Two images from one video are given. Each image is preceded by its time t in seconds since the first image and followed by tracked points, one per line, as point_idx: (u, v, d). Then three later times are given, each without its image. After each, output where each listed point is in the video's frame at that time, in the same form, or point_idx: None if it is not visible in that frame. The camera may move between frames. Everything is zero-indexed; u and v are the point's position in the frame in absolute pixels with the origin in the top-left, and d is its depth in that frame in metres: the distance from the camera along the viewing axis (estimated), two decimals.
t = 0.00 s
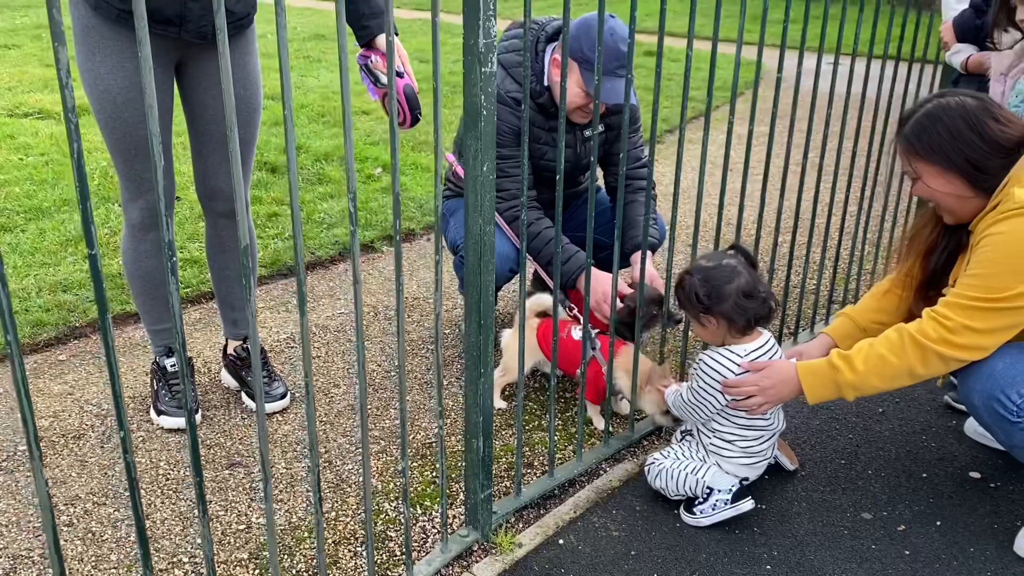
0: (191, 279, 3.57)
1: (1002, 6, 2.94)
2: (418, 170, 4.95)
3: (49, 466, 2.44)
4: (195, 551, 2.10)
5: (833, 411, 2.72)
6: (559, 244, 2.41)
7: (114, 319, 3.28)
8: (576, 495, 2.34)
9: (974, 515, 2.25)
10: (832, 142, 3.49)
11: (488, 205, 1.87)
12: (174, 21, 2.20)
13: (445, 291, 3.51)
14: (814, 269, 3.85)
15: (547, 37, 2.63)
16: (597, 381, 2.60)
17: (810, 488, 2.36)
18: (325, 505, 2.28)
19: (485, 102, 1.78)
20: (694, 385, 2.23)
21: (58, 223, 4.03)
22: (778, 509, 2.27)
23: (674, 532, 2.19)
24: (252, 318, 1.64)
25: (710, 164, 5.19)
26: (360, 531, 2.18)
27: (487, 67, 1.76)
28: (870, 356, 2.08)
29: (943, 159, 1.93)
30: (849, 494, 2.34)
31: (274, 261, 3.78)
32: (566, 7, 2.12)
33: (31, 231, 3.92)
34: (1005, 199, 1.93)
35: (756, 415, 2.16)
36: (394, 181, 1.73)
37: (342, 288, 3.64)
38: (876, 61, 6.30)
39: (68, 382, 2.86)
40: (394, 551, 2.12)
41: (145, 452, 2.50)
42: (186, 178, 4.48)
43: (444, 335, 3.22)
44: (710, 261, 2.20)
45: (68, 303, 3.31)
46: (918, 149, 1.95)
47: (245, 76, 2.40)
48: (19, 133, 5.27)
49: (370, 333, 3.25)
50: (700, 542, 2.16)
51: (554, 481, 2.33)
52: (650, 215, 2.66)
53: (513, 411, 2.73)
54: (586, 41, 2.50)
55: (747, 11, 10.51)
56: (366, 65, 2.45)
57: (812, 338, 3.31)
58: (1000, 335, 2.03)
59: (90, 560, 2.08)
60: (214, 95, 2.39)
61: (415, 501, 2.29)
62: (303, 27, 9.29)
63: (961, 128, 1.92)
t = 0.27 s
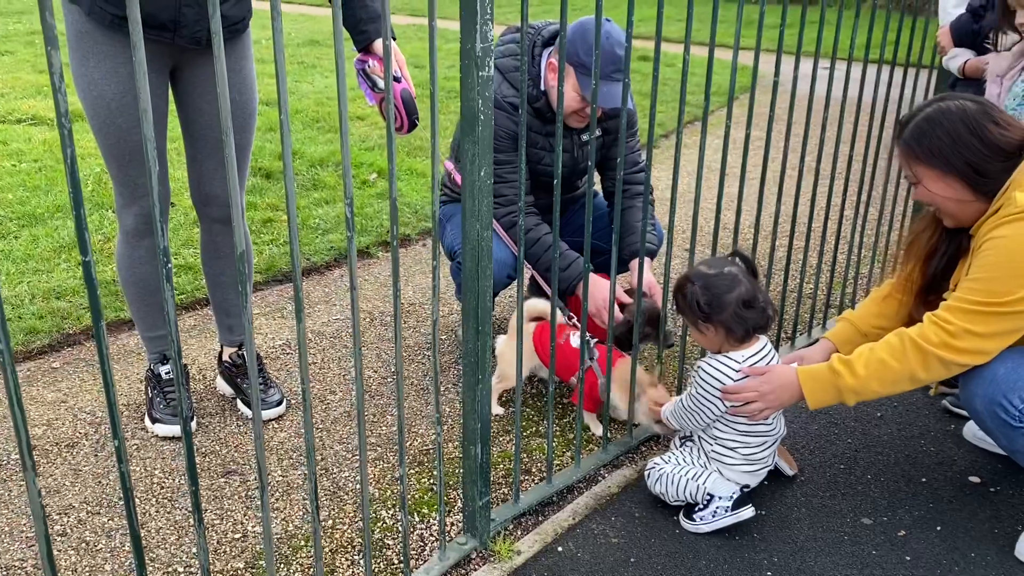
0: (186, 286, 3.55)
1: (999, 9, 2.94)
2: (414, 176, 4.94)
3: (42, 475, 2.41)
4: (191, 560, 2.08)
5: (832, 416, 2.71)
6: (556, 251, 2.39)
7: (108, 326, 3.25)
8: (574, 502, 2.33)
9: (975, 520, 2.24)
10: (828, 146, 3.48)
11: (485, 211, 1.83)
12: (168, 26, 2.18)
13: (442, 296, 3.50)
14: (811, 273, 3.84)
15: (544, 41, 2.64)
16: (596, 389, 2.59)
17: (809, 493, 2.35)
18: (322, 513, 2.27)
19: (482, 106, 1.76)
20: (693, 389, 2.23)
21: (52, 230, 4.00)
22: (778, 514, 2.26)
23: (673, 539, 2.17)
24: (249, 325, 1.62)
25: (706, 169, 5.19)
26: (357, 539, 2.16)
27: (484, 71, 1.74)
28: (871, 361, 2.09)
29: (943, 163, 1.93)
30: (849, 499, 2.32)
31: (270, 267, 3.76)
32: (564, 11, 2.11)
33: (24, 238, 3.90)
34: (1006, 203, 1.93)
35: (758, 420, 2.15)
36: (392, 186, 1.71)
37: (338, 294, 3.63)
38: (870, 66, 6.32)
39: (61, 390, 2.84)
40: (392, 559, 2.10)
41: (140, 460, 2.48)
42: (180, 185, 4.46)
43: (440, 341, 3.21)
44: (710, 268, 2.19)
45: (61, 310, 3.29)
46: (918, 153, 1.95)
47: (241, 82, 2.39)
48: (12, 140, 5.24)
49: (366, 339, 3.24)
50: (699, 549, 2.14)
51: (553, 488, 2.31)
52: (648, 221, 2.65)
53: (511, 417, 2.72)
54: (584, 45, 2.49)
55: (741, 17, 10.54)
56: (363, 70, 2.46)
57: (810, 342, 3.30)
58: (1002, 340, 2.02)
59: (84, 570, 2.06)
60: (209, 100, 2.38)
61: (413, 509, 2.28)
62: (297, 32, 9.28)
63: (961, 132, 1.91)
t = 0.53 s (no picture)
0: (185, 290, 3.52)
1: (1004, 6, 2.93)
2: (415, 180, 4.92)
3: (39, 481, 2.37)
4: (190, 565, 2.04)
5: (840, 418, 2.67)
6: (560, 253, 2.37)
7: (106, 331, 3.21)
8: (580, 505, 2.29)
9: (988, 521, 2.20)
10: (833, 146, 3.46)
11: (489, 206, 1.83)
12: (166, 24, 2.15)
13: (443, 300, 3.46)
14: (815, 275, 3.81)
15: (546, 41, 2.61)
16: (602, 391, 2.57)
17: (819, 496, 2.31)
18: (325, 517, 2.23)
19: (486, 100, 1.74)
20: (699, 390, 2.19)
21: (50, 235, 3.97)
22: (788, 517, 2.22)
23: (681, 542, 2.13)
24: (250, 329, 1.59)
25: (708, 172, 5.17)
26: (360, 544, 2.12)
27: (488, 65, 1.71)
28: (880, 361, 2.04)
29: (953, 156, 1.90)
30: (859, 501, 2.29)
31: (270, 270, 3.73)
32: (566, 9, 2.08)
33: (23, 243, 3.87)
34: (1018, 197, 1.89)
35: (768, 423, 2.12)
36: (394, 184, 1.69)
37: (339, 298, 3.59)
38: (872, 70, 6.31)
39: (59, 395, 2.80)
40: (396, 563, 2.06)
41: (138, 465, 2.44)
42: (180, 190, 4.44)
43: (443, 344, 3.17)
44: (712, 266, 2.17)
45: (59, 315, 3.25)
46: (926, 145, 1.93)
47: (240, 81, 2.36)
48: (10, 146, 5.22)
49: (368, 343, 3.20)
50: (708, 552, 2.10)
51: (558, 491, 2.27)
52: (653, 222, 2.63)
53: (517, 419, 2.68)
54: (587, 45, 2.46)
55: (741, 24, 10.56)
56: (364, 70, 2.41)
57: (816, 344, 3.27)
58: (1013, 338, 1.99)
59: None
60: (208, 100, 2.35)
61: (416, 513, 2.24)
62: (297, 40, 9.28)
63: (971, 124, 1.88)
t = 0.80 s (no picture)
0: (179, 283, 3.42)
1: None
2: (415, 180, 4.83)
3: (20, 468, 2.26)
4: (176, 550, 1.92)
5: (859, 402, 2.55)
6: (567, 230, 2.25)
7: (96, 323, 3.11)
8: (589, 490, 2.17)
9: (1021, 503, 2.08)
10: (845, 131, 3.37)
11: (490, 160, 1.70)
12: None
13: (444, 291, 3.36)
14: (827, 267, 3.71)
15: (549, 17, 2.52)
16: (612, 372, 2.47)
17: (841, 479, 2.19)
18: (319, 502, 2.11)
19: (487, 46, 1.64)
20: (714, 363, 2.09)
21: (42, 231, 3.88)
22: (809, 500, 2.10)
23: (697, 526, 2.01)
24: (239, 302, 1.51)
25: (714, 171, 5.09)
26: (357, 529, 2.00)
27: (489, 8, 1.60)
28: (905, 333, 1.93)
29: (977, 107, 1.81)
30: (883, 484, 2.17)
31: (266, 264, 3.63)
32: None
33: (13, 239, 3.77)
34: None
35: (788, 399, 2.00)
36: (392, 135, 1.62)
37: (337, 291, 3.49)
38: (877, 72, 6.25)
39: (44, 385, 2.69)
40: (394, 548, 1.94)
41: (125, 452, 2.32)
42: (176, 188, 4.35)
43: (444, 334, 3.06)
44: (730, 232, 2.05)
45: (48, 307, 3.15)
46: (950, 97, 1.84)
47: (233, 51, 2.27)
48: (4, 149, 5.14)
49: (366, 333, 3.10)
50: (726, 535, 1.98)
51: (566, 475, 2.15)
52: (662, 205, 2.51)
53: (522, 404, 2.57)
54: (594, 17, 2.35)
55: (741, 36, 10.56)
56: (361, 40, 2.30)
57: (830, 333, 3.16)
58: None
59: (60, 563, 1.90)
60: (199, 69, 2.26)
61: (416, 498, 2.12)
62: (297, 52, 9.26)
63: (997, 73, 1.79)
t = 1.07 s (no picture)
0: (166, 290, 3.29)
1: None
2: (412, 200, 4.75)
3: None
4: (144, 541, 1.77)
5: (879, 401, 2.41)
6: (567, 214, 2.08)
7: (77, 326, 2.97)
8: (595, 485, 2.01)
9: None
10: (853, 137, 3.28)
11: (489, 112, 1.56)
12: None
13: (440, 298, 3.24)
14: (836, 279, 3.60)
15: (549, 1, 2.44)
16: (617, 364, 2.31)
17: (865, 473, 2.04)
18: (302, 495, 1.95)
19: None
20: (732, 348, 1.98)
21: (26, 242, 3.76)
22: (832, 493, 1.95)
23: (712, 519, 1.86)
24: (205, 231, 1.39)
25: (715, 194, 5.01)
26: (343, 521, 1.85)
27: None
28: (940, 317, 1.76)
29: (1009, 55, 1.69)
30: (910, 479, 2.02)
31: (257, 274, 3.51)
32: None
33: None
34: None
35: (817, 386, 1.87)
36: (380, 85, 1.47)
37: (330, 300, 3.36)
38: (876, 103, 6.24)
39: (16, 384, 2.55)
40: (383, 540, 1.78)
41: (98, 446, 2.17)
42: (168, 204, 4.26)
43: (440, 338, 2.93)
44: (770, 207, 1.93)
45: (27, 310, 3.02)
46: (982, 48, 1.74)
47: (220, 28, 2.19)
48: None
49: (358, 338, 2.96)
50: (744, 527, 1.83)
51: (570, 467, 2.00)
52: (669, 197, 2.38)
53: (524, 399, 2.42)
54: None
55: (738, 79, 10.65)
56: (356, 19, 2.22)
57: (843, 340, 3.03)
58: None
59: (18, 553, 1.74)
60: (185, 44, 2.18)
61: (408, 492, 1.96)
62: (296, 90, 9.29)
63: None
